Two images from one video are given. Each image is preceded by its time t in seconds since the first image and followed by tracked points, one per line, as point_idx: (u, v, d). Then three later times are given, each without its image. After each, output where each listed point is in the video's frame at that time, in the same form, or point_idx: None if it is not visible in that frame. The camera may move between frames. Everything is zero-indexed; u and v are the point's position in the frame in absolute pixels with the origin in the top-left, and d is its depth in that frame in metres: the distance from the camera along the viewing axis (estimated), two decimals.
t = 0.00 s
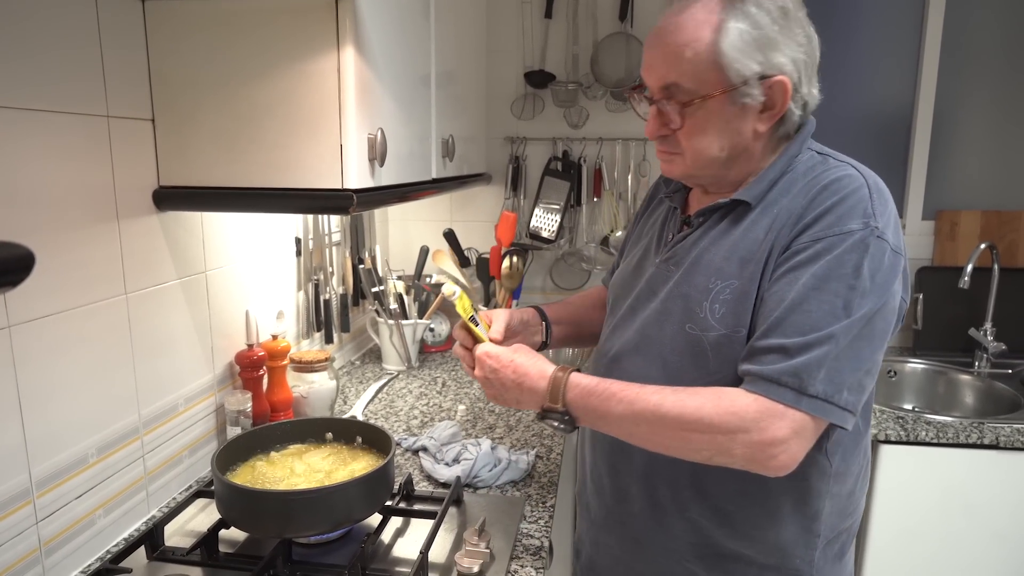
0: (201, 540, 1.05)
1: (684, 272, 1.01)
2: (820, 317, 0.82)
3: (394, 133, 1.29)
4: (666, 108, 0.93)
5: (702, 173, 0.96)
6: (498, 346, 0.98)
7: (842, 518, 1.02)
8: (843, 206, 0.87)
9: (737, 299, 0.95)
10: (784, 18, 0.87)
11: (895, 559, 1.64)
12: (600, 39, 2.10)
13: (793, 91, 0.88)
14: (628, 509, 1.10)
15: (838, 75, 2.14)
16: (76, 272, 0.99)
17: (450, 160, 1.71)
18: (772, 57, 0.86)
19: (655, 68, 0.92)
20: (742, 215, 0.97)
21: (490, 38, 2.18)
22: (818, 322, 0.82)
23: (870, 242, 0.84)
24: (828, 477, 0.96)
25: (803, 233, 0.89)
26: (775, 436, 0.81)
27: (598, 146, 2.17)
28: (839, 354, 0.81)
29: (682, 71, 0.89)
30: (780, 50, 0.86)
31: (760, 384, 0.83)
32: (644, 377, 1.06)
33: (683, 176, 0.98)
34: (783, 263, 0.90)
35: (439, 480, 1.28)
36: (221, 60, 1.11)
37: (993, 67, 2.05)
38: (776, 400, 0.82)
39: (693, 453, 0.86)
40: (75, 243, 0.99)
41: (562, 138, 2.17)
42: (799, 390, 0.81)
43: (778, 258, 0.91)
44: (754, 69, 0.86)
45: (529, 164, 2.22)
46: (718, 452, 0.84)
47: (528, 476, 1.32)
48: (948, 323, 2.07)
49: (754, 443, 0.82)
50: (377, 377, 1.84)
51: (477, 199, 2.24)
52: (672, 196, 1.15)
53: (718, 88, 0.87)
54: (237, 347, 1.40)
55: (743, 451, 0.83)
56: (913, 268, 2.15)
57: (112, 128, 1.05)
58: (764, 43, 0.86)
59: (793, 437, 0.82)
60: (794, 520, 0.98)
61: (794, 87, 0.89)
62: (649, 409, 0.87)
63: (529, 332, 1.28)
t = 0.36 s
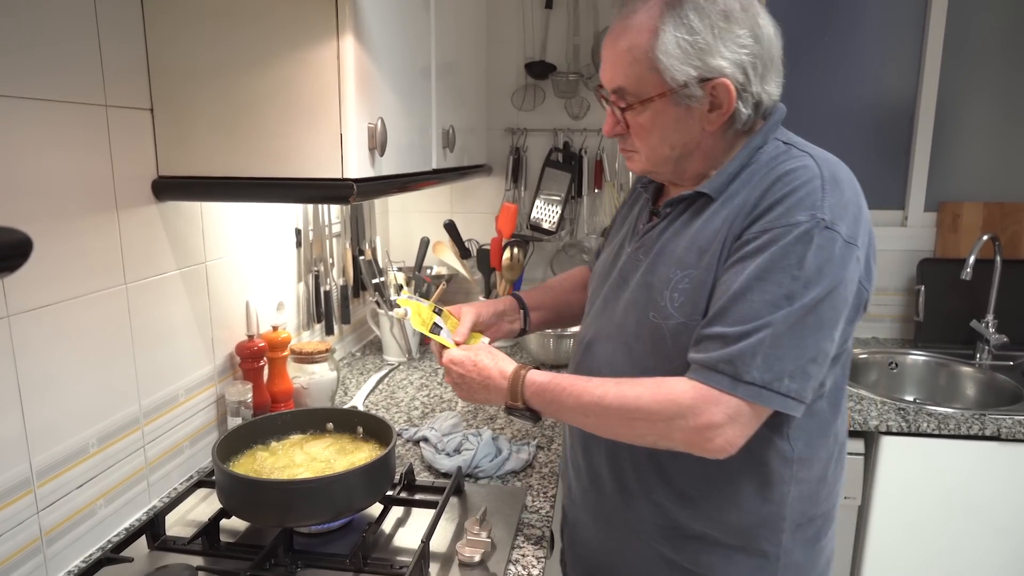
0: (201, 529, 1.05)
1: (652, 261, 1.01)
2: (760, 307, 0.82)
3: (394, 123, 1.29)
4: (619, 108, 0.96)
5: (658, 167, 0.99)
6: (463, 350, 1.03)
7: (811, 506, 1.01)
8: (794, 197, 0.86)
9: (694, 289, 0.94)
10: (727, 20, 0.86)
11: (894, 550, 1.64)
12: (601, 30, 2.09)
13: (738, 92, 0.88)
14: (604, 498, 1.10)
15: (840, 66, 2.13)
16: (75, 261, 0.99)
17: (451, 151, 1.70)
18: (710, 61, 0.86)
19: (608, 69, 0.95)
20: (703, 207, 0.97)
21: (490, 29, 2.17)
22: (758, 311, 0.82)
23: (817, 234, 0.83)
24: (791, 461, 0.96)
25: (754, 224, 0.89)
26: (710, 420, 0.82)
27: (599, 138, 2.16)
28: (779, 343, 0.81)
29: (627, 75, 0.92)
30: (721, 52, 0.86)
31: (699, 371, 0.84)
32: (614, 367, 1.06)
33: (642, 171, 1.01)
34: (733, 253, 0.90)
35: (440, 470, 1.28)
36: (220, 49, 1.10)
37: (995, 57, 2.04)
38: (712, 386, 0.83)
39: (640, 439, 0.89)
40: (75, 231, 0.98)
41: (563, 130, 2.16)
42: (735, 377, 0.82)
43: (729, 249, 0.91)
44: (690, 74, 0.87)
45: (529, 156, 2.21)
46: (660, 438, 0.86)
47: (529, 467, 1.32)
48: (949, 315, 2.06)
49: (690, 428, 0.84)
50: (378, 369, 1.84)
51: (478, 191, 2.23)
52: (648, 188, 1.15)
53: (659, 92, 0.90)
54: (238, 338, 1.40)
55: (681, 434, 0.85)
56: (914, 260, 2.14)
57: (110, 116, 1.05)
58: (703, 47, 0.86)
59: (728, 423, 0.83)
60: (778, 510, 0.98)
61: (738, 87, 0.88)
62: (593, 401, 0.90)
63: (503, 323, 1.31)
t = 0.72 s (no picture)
0: (203, 519, 1.04)
1: (616, 245, 0.99)
2: (723, 287, 0.83)
3: (396, 109, 1.27)
4: (575, 109, 0.96)
5: (615, 165, 0.99)
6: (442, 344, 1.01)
7: (777, 467, 1.04)
8: (746, 180, 0.88)
9: (658, 272, 0.94)
10: (678, 21, 0.88)
11: (897, 539, 1.63)
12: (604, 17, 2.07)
13: (689, 90, 0.90)
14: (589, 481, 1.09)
15: (846, 53, 2.11)
16: (73, 248, 0.97)
17: (452, 139, 1.69)
18: (665, 61, 0.87)
19: (563, 69, 0.94)
20: (661, 193, 0.96)
21: (492, 16, 2.15)
22: (723, 291, 0.83)
23: (771, 214, 0.84)
24: (757, 427, 0.98)
25: (711, 208, 0.90)
26: (687, 397, 0.84)
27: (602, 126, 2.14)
28: (745, 320, 0.83)
29: (585, 76, 0.91)
30: (674, 51, 0.88)
31: (672, 352, 0.85)
32: (584, 349, 1.04)
33: (599, 169, 1.01)
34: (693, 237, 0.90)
35: (442, 460, 1.27)
36: (222, 32, 1.09)
37: (1003, 45, 2.02)
38: (688, 364, 0.84)
39: (620, 417, 0.90)
40: (72, 218, 0.97)
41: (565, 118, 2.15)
42: (707, 353, 0.83)
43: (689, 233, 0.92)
44: (647, 74, 0.88)
45: (531, 144, 2.20)
46: (640, 415, 0.88)
47: (532, 456, 1.32)
48: (953, 305, 2.04)
49: (669, 405, 0.85)
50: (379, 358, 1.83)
51: (479, 179, 2.21)
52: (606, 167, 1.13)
53: (619, 91, 0.90)
54: (239, 327, 1.39)
55: (660, 412, 0.86)
56: (919, 249, 2.13)
57: (108, 101, 1.03)
58: (659, 48, 0.87)
59: (704, 397, 0.85)
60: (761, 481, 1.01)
61: (691, 86, 0.90)
62: (573, 385, 0.90)
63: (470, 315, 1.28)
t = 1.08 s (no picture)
0: (224, 497, 1.04)
1: (622, 232, 0.97)
2: (729, 281, 0.79)
3: (416, 84, 1.24)
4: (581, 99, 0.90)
5: (626, 153, 0.95)
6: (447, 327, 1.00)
7: (791, 453, 1.01)
8: (758, 165, 0.82)
9: (664, 261, 0.91)
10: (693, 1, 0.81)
11: (922, 525, 1.61)
12: None
13: (705, 75, 0.85)
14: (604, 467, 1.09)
15: (876, 27, 2.04)
16: (92, 223, 0.96)
17: (472, 116, 1.66)
18: (679, 48, 0.82)
19: (566, 57, 0.88)
20: (669, 177, 0.93)
21: None
22: (729, 286, 0.79)
23: (784, 203, 0.79)
24: (771, 418, 0.94)
25: (720, 195, 0.85)
26: (689, 395, 0.81)
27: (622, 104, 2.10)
28: (751, 318, 0.78)
29: (592, 67, 0.85)
30: (689, 36, 0.82)
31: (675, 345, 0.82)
32: (593, 335, 1.02)
33: (608, 156, 0.97)
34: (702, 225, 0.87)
35: (463, 440, 1.25)
36: (241, 3, 1.06)
37: None
38: (688, 360, 0.81)
39: (623, 410, 0.87)
40: (90, 193, 0.96)
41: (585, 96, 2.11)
42: (709, 351, 0.79)
43: (698, 220, 0.88)
44: (660, 63, 0.82)
45: (550, 123, 2.16)
46: (642, 409, 0.85)
47: (553, 437, 1.30)
48: (982, 287, 1.99)
49: (670, 401, 0.82)
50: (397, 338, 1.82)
51: (498, 159, 2.19)
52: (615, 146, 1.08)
53: (629, 81, 0.85)
54: (258, 306, 1.38)
55: (662, 407, 0.83)
56: (948, 230, 2.07)
57: (125, 75, 1.02)
58: (672, 35, 0.81)
59: (707, 396, 0.81)
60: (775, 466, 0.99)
61: (706, 70, 0.85)
62: (575, 375, 0.88)
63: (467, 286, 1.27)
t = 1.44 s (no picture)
0: (204, 511, 1.02)
1: (600, 251, 0.97)
2: (702, 312, 0.79)
3: (402, 92, 1.24)
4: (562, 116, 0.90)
5: (608, 169, 0.95)
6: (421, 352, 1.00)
7: (776, 478, 1.01)
8: (734, 190, 0.81)
9: (640, 285, 0.91)
10: (675, 17, 0.81)
11: (904, 531, 1.62)
12: None
13: (690, 94, 0.85)
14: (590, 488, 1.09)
15: (860, 35, 2.06)
16: (71, 232, 0.95)
17: (458, 123, 1.66)
18: (662, 67, 0.82)
19: (547, 74, 0.88)
20: (648, 195, 0.93)
21: None
22: (700, 317, 0.79)
23: (759, 230, 0.78)
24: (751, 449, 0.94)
25: (695, 220, 0.85)
26: (656, 428, 0.81)
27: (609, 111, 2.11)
28: (723, 351, 0.78)
29: (572, 84, 0.85)
30: (672, 55, 0.82)
31: (643, 376, 0.82)
32: (574, 352, 1.01)
33: (591, 171, 0.97)
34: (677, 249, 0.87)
35: (447, 451, 1.25)
36: (226, 8, 1.06)
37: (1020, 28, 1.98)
38: (654, 393, 0.81)
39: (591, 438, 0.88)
40: (70, 201, 0.95)
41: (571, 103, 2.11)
42: (677, 386, 0.79)
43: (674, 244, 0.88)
44: (640, 82, 0.82)
45: (537, 130, 2.16)
46: (611, 439, 0.86)
47: (537, 447, 1.30)
48: (964, 294, 2.01)
49: (638, 432, 0.82)
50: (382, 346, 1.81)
51: (485, 165, 2.18)
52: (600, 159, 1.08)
53: (609, 100, 0.85)
54: (241, 315, 1.37)
55: (630, 437, 0.84)
56: (930, 237, 2.09)
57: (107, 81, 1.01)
58: (652, 54, 0.81)
59: (674, 429, 0.81)
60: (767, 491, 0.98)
61: (690, 88, 0.85)
62: (544, 403, 0.88)
63: (445, 290, 1.27)
